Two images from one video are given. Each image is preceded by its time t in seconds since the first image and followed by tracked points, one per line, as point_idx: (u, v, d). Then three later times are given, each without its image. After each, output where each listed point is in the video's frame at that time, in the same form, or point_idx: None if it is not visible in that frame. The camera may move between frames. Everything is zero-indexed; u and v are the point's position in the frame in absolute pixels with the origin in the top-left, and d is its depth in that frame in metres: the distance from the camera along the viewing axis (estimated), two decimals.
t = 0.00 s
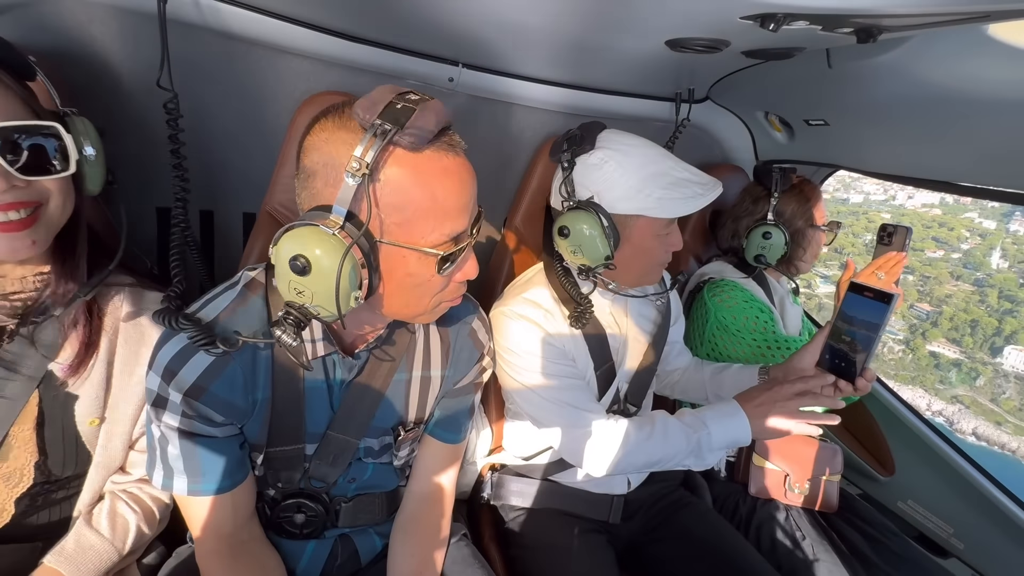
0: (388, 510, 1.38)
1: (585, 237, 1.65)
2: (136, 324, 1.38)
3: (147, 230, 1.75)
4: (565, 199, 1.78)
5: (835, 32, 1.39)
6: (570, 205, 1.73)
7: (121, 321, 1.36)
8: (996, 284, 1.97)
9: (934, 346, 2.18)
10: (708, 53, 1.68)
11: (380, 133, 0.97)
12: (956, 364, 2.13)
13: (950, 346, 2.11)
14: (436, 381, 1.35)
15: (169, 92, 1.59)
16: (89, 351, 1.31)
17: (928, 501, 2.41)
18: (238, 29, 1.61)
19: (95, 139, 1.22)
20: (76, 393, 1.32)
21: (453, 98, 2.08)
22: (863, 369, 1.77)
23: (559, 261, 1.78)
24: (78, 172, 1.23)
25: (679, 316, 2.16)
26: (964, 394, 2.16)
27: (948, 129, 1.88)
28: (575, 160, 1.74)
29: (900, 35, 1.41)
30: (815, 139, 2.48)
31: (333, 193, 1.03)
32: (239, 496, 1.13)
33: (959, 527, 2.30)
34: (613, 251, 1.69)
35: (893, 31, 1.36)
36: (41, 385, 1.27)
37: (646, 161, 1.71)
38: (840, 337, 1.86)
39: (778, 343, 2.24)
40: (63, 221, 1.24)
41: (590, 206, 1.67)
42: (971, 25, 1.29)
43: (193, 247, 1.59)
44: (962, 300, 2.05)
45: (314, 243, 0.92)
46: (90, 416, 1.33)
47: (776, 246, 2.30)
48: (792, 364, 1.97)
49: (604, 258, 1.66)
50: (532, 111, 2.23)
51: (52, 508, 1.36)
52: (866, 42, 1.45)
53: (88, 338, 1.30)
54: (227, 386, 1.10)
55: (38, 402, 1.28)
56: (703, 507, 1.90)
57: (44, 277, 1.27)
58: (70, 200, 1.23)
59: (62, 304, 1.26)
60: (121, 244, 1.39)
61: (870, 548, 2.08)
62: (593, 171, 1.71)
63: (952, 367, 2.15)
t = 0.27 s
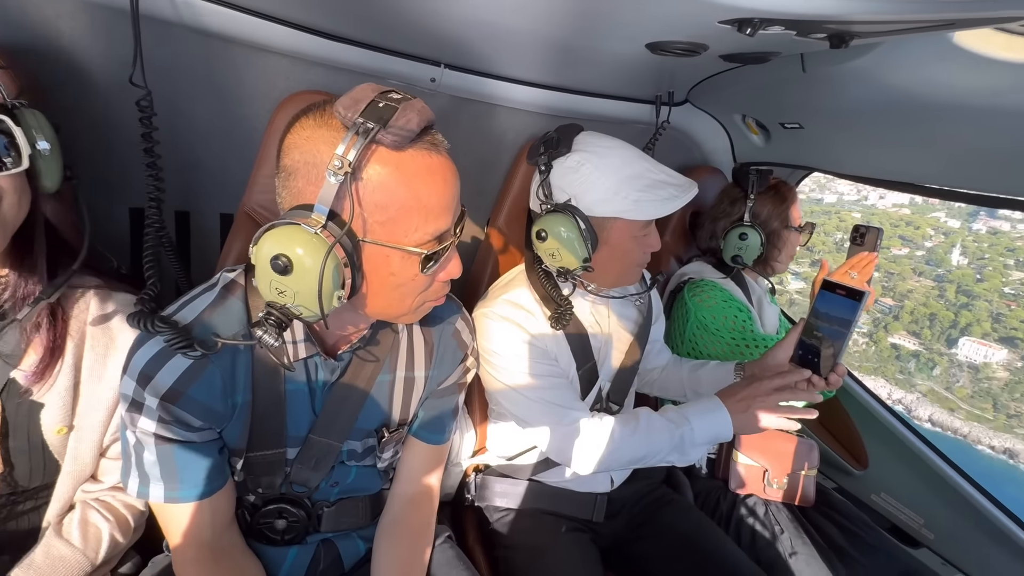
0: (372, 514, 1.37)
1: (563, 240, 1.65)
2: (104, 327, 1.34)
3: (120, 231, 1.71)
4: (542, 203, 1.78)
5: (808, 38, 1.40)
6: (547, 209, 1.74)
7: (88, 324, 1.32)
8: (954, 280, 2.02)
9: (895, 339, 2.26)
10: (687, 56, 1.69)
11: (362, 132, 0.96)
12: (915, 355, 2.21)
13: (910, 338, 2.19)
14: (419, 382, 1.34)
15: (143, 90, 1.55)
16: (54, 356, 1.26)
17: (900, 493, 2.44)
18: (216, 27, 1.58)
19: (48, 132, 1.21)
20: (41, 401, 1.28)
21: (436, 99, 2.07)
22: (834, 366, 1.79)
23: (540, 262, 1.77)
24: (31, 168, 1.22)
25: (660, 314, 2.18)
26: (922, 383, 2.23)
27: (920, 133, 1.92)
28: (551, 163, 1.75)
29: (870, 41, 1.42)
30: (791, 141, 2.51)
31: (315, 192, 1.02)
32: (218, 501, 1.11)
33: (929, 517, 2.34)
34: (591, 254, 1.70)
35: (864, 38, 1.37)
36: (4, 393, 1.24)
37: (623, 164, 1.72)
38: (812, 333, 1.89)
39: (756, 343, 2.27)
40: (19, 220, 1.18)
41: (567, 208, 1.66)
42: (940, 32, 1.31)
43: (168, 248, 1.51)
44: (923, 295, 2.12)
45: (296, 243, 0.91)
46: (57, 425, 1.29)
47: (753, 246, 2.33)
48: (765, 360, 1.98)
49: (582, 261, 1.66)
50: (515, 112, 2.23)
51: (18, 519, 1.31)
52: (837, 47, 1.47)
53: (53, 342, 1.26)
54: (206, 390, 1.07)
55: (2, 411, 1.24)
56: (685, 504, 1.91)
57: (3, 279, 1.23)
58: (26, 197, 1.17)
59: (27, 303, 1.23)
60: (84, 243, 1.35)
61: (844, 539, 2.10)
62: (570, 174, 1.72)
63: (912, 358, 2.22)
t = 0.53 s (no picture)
0: (346, 521, 1.34)
1: (539, 238, 1.64)
2: (57, 335, 1.30)
3: (81, 232, 1.66)
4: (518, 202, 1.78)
5: (777, 39, 1.40)
6: (525, 208, 1.73)
7: (40, 331, 1.27)
8: (915, 276, 2.08)
9: (857, 332, 2.34)
10: (659, 56, 1.69)
11: (332, 133, 0.94)
12: (876, 346, 2.27)
13: (872, 331, 2.26)
14: (393, 385, 1.32)
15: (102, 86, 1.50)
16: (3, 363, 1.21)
17: (870, 486, 2.49)
18: (180, 21, 1.54)
19: None
20: None
21: (410, 98, 2.05)
22: (805, 360, 1.80)
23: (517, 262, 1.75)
24: None
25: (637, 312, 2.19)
26: (882, 374, 2.31)
27: (887, 134, 1.96)
28: (527, 162, 1.75)
29: (836, 44, 1.44)
30: (764, 142, 2.54)
31: (283, 193, 1.00)
32: (182, 513, 1.07)
33: (899, 509, 2.38)
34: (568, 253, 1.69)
35: (830, 39, 1.38)
36: None
37: (600, 163, 1.72)
38: (783, 328, 1.90)
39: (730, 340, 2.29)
40: None
41: (544, 207, 1.66)
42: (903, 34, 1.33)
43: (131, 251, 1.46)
44: (884, 290, 2.19)
45: (263, 246, 0.89)
46: (7, 437, 1.24)
47: (726, 246, 2.35)
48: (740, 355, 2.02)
49: (559, 259, 1.66)
50: (491, 111, 2.21)
51: None
52: (805, 48, 1.48)
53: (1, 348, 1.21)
54: (168, 398, 1.05)
55: None
56: (662, 501, 1.92)
57: None
58: None
59: None
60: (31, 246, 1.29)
61: (817, 532, 2.11)
62: (546, 173, 1.72)
63: (873, 350, 2.29)
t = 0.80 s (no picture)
0: (323, 527, 1.31)
1: (516, 238, 1.61)
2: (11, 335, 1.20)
3: (42, 233, 1.60)
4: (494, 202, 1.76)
5: (748, 38, 1.41)
6: (500, 206, 1.71)
7: None
8: (879, 273, 2.14)
9: (823, 326, 2.43)
10: (633, 54, 1.69)
11: (288, 125, 0.91)
12: (841, 340, 2.36)
13: (837, 325, 2.35)
14: (368, 388, 1.31)
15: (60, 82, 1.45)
16: None
17: (845, 479, 2.53)
18: (145, 15, 1.50)
19: None
20: None
21: (386, 96, 2.02)
22: (782, 355, 1.82)
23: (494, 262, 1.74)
24: None
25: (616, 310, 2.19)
26: (845, 366, 2.40)
27: (859, 133, 1.98)
28: (502, 161, 1.73)
29: (807, 42, 1.45)
30: (741, 141, 2.56)
31: (239, 187, 0.97)
32: (149, 525, 1.04)
33: (873, 501, 2.42)
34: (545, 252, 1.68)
35: (800, 38, 1.39)
36: None
37: (574, 161, 1.71)
38: (761, 324, 1.91)
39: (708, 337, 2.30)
40: None
41: (519, 206, 1.64)
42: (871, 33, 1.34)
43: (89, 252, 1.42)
44: (849, 287, 2.26)
45: (218, 244, 0.86)
46: None
47: (702, 244, 2.37)
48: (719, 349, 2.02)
49: (536, 259, 1.64)
50: (468, 110, 2.20)
51: None
52: (776, 47, 1.49)
53: None
54: (129, 405, 1.01)
55: None
56: (644, 499, 1.92)
57: None
58: None
59: None
60: None
61: (794, 524, 2.13)
62: (520, 172, 1.70)
63: (838, 343, 2.38)
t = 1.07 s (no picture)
0: (302, 533, 1.29)
1: (498, 237, 1.62)
2: None
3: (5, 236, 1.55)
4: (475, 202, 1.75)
5: (722, 38, 1.42)
6: (482, 207, 1.69)
7: None
8: (847, 270, 2.20)
9: (794, 322, 2.47)
10: (611, 54, 1.69)
11: (244, 117, 0.89)
12: (809, 335, 2.43)
13: (806, 320, 2.40)
14: (346, 390, 1.29)
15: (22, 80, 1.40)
16: None
17: (823, 473, 2.56)
18: (112, 11, 1.46)
19: None
20: None
21: (364, 95, 2.00)
22: (760, 352, 1.86)
23: (476, 263, 1.73)
24: None
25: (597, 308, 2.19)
26: (812, 359, 2.48)
27: (833, 134, 2.01)
28: (483, 160, 1.71)
29: (779, 44, 1.46)
30: (719, 142, 2.58)
31: (196, 184, 0.95)
32: (117, 536, 1.01)
33: (850, 493, 2.46)
34: (528, 251, 1.68)
35: (773, 39, 1.40)
36: None
37: (553, 159, 1.71)
38: (741, 322, 1.94)
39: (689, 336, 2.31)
40: None
41: (502, 206, 1.63)
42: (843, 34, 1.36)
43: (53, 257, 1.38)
44: (818, 285, 2.31)
45: (174, 241, 0.84)
46: None
47: (682, 243, 2.39)
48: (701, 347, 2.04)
49: (519, 259, 1.64)
50: (447, 110, 2.18)
51: None
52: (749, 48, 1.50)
53: None
54: (93, 411, 0.98)
55: None
56: (628, 497, 1.92)
57: None
58: None
59: None
60: None
61: (773, 518, 2.15)
62: (501, 171, 1.69)
63: (806, 337, 2.45)
